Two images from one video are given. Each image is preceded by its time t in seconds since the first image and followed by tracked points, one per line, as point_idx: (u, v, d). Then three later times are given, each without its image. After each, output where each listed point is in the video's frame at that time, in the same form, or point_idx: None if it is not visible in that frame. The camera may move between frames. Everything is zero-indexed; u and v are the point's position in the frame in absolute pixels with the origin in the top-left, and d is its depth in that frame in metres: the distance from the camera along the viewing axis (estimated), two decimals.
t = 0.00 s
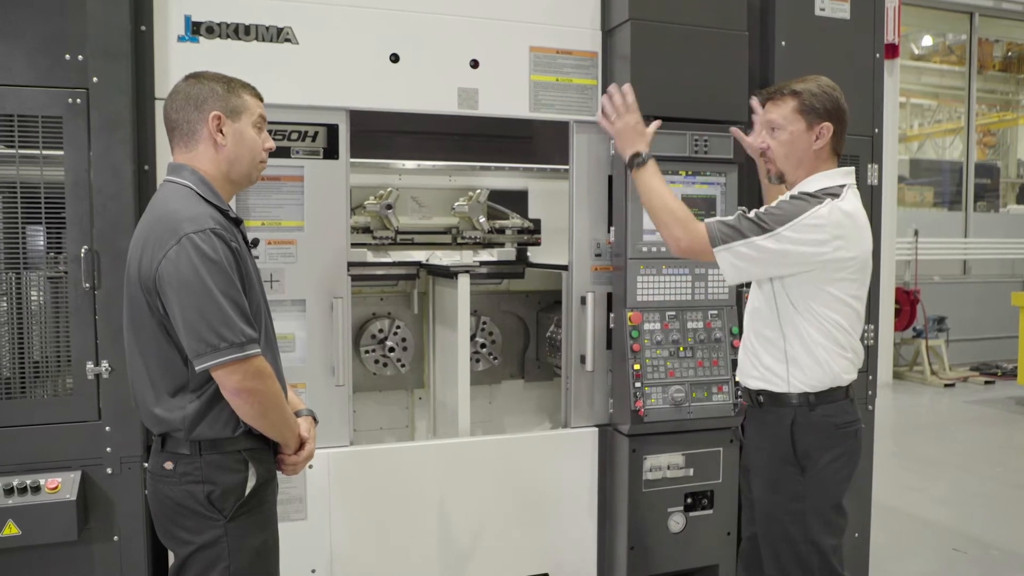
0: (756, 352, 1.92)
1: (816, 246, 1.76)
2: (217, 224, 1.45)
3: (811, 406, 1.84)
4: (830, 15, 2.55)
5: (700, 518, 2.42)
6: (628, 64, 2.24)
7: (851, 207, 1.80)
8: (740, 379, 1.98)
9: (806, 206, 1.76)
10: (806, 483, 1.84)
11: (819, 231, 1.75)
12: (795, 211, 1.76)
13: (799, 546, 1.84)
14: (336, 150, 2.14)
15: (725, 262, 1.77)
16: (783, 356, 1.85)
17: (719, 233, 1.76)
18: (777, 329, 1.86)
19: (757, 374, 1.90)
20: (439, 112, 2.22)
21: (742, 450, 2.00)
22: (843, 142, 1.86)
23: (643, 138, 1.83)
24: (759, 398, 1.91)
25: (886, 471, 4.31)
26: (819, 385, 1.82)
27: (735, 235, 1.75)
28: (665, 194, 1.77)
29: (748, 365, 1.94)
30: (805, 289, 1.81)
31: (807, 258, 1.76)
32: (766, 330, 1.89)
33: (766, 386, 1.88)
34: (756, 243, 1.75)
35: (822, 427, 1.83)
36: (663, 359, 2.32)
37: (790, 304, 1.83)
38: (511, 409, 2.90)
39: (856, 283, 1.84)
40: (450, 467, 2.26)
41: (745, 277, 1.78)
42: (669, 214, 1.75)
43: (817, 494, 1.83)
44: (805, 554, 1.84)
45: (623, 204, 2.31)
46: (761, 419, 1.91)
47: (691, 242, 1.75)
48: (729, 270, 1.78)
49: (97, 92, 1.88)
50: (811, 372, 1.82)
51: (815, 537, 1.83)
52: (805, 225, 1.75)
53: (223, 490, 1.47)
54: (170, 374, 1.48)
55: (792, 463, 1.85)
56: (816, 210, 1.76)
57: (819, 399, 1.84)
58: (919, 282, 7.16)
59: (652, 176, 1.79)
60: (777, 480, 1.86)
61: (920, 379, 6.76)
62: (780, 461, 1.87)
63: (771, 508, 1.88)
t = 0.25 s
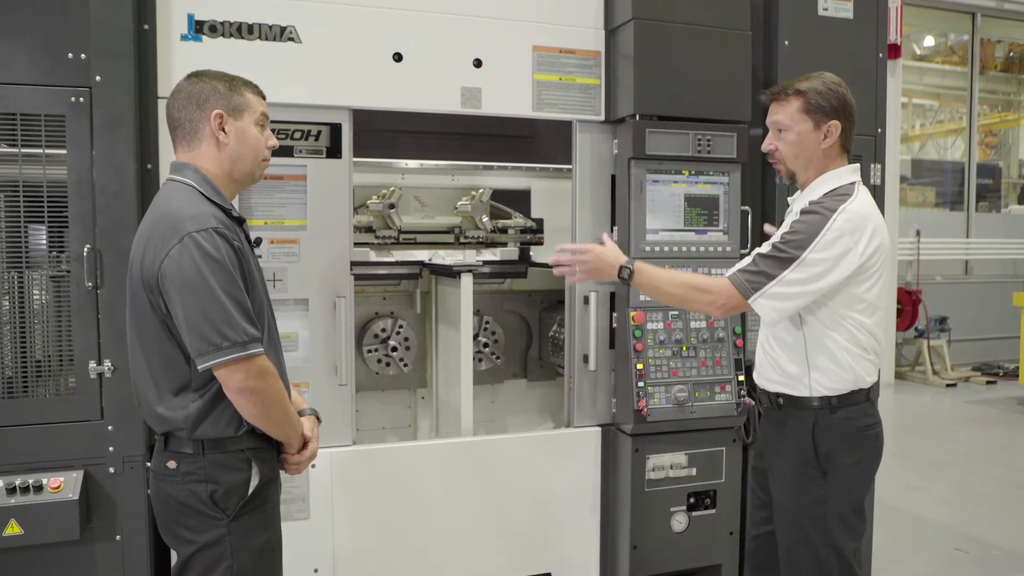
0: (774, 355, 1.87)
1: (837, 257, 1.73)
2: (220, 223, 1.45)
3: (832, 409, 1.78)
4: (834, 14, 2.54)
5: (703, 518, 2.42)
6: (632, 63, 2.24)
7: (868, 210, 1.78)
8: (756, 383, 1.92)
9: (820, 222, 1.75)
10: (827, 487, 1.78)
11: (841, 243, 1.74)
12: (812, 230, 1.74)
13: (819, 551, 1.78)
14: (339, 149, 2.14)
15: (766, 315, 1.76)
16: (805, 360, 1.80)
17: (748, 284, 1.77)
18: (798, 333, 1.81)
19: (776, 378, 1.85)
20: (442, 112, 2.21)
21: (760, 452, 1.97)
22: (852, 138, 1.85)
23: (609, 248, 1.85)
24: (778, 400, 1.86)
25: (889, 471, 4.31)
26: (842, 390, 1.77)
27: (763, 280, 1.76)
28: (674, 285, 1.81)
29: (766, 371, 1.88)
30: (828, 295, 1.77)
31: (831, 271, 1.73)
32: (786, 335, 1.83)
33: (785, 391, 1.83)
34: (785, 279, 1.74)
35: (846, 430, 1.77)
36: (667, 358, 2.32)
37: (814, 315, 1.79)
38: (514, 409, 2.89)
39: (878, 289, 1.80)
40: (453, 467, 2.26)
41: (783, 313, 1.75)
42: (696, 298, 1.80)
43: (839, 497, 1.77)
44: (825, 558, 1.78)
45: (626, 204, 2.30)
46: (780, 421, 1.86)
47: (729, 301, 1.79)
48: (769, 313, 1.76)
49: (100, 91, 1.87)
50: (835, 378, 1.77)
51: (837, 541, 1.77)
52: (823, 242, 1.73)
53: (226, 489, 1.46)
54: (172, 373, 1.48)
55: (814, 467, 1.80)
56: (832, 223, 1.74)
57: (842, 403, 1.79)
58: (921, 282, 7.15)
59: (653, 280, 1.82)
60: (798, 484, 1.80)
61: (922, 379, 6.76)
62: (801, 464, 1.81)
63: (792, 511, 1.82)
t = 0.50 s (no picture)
0: (778, 355, 1.87)
1: (844, 256, 1.73)
2: (220, 222, 1.45)
3: (839, 410, 1.78)
4: (835, 14, 2.54)
5: (704, 518, 2.42)
6: (633, 63, 2.24)
7: (874, 209, 1.78)
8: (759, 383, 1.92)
9: (829, 219, 1.74)
10: (834, 489, 1.78)
11: (849, 242, 1.73)
12: (820, 229, 1.73)
13: (825, 553, 1.77)
14: (339, 149, 2.14)
15: (777, 317, 1.75)
16: (811, 359, 1.80)
17: (757, 286, 1.75)
18: (804, 332, 1.81)
19: (781, 379, 1.85)
20: (443, 111, 2.21)
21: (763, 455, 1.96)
22: (858, 136, 1.84)
23: (619, 251, 1.87)
24: (784, 400, 1.85)
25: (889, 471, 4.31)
26: (848, 389, 1.76)
27: (771, 280, 1.75)
28: (680, 284, 1.81)
29: (770, 371, 1.88)
30: (834, 294, 1.77)
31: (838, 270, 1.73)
32: (791, 334, 1.83)
33: (790, 391, 1.83)
34: (792, 277, 1.73)
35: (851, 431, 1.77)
36: (667, 358, 2.31)
37: (821, 314, 1.78)
38: (514, 409, 2.89)
39: (885, 287, 1.80)
40: (453, 467, 2.26)
41: (790, 314, 1.74)
42: (704, 299, 1.79)
43: (844, 500, 1.77)
44: (830, 561, 1.78)
45: (627, 203, 2.30)
46: (786, 423, 1.85)
47: (737, 304, 1.78)
48: (776, 313, 1.75)
49: (101, 90, 1.87)
50: (840, 377, 1.76)
51: (842, 544, 1.77)
52: (830, 241, 1.73)
53: (227, 488, 1.46)
54: (173, 371, 1.48)
55: (820, 468, 1.79)
56: (839, 221, 1.73)
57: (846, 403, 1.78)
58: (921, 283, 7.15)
59: (658, 280, 1.82)
60: (804, 485, 1.80)
61: (922, 380, 6.76)
62: (808, 466, 1.80)
63: (797, 513, 1.81)
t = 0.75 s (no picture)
0: (780, 354, 1.86)
1: (853, 255, 1.73)
2: (223, 221, 1.45)
3: (843, 410, 1.78)
4: (837, 14, 2.54)
5: (706, 518, 2.42)
6: (635, 63, 2.24)
7: (884, 209, 1.78)
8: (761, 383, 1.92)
9: (839, 219, 1.73)
10: (836, 489, 1.78)
11: (859, 243, 1.73)
12: (827, 228, 1.73)
13: (827, 553, 1.77)
14: (342, 148, 2.14)
15: (783, 314, 1.76)
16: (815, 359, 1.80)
17: (764, 284, 1.75)
18: (809, 331, 1.80)
19: (784, 379, 1.84)
20: (445, 111, 2.22)
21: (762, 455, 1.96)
22: (866, 138, 1.84)
23: (626, 244, 1.87)
24: (786, 400, 1.84)
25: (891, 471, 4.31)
26: (851, 389, 1.76)
27: (778, 279, 1.75)
28: (686, 280, 1.81)
29: (771, 371, 1.88)
30: (840, 294, 1.76)
31: (846, 271, 1.73)
32: (795, 333, 1.83)
33: (791, 391, 1.83)
34: (800, 276, 1.73)
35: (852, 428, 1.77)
36: (669, 358, 2.31)
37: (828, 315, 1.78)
38: (516, 408, 2.90)
39: (891, 289, 1.80)
40: (456, 467, 2.26)
41: (797, 312, 1.75)
42: (708, 297, 1.80)
43: (847, 499, 1.77)
44: (833, 561, 1.77)
45: (629, 203, 2.31)
46: (787, 424, 1.85)
47: (740, 305, 1.79)
48: (783, 312, 1.76)
49: (104, 89, 1.88)
50: (842, 376, 1.76)
51: (845, 544, 1.77)
52: (840, 241, 1.72)
53: (230, 488, 1.47)
54: (176, 371, 1.48)
55: (822, 468, 1.79)
56: (850, 221, 1.73)
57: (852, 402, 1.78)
58: (923, 283, 7.15)
59: (664, 274, 1.82)
60: (806, 485, 1.80)
61: (924, 380, 6.76)
62: (810, 466, 1.80)
63: (799, 513, 1.81)
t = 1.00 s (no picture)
0: (785, 355, 1.86)
1: (864, 259, 1.72)
2: (228, 222, 1.45)
3: (845, 410, 1.78)
4: (842, 15, 2.54)
5: (708, 519, 2.42)
6: (639, 64, 2.24)
7: (893, 212, 1.77)
8: (763, 383, 1.92)
9: (852, 222, 1.71)
10: (838, 489, 1.78)
11: (869, 247, 1.72)
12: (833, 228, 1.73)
13: (828, 553, 1.77)
14: (346, 149, 2.14)
15: (794, 317, 1.74)
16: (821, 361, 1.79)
17: (776, 287, 1.73)
18: (815, 333, 1.80)
19: (789, 380, 1.84)
20: (449, 111, 2.22)
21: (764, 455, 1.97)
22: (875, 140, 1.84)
23: (635, 246, 1.85)
24: (788, 400, 1.84)
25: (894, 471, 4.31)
26: (856, 392, 1.76)
27: (790, 282, 1.73)
28: (695, 280, 1.79)
29: (774, 371, 1.88)
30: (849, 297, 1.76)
31: (856, 274, 1.72)
32: (801, 334, 1.82)
33: (796, 392, 1.82)
34: (812, 278, 1.71)
35: (853, 428, 1.77)
36: (673, 359, 2.31)
37: (836, 317, 1.77)
38: (519, 409, 2.90)
39: (898, 291, 1.80)
40: (460, 468, 2.26)
41: (808, 315, 1.73)
42: (717, 299, 1.77)
43: (849, 500, 1.77)
44: (834, 561, 1.77)
45: (633, 204, 2.30)
46: (789, 424, 1.85)
47: (749, 308, 1.76)
48: (794, 315, 1.74)
49: (109, 90, 1.88)
50: (847, 378, 1.77)
51: (846, 544, 1.76)
52: (852, 244, 1.71)
53: (235, 488, 1.47)
54: (181, 372, 1.48)
55: (825, 468, 1.79)
56: (862, 224, 1.71)
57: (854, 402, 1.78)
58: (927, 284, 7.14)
59: (674, 275, 1.80)
60: (807, 485, 1.80)
61: (927, 380, 6.75)
62: (812, 466, 1.80)
63: (800, 513, 1.81)
